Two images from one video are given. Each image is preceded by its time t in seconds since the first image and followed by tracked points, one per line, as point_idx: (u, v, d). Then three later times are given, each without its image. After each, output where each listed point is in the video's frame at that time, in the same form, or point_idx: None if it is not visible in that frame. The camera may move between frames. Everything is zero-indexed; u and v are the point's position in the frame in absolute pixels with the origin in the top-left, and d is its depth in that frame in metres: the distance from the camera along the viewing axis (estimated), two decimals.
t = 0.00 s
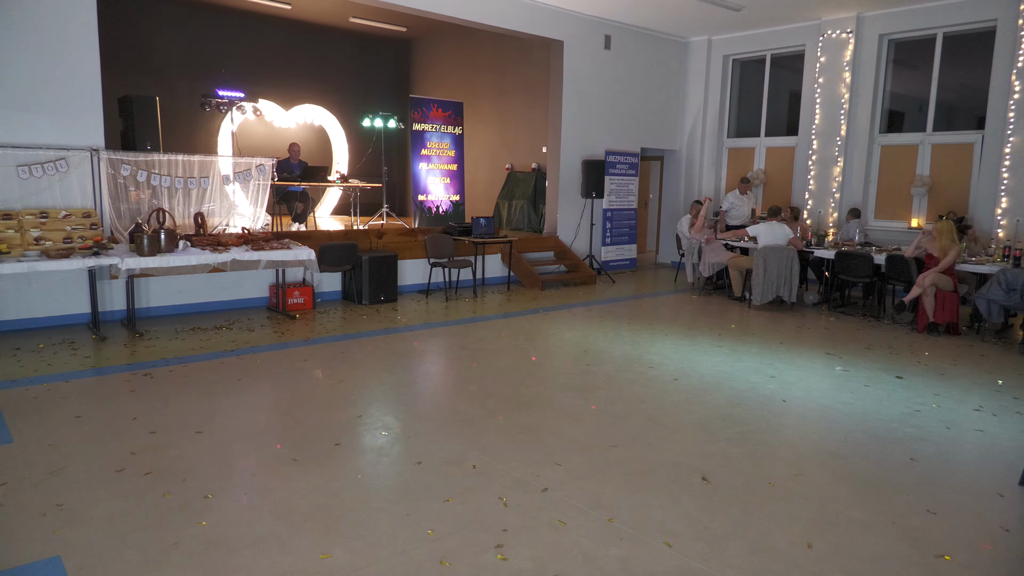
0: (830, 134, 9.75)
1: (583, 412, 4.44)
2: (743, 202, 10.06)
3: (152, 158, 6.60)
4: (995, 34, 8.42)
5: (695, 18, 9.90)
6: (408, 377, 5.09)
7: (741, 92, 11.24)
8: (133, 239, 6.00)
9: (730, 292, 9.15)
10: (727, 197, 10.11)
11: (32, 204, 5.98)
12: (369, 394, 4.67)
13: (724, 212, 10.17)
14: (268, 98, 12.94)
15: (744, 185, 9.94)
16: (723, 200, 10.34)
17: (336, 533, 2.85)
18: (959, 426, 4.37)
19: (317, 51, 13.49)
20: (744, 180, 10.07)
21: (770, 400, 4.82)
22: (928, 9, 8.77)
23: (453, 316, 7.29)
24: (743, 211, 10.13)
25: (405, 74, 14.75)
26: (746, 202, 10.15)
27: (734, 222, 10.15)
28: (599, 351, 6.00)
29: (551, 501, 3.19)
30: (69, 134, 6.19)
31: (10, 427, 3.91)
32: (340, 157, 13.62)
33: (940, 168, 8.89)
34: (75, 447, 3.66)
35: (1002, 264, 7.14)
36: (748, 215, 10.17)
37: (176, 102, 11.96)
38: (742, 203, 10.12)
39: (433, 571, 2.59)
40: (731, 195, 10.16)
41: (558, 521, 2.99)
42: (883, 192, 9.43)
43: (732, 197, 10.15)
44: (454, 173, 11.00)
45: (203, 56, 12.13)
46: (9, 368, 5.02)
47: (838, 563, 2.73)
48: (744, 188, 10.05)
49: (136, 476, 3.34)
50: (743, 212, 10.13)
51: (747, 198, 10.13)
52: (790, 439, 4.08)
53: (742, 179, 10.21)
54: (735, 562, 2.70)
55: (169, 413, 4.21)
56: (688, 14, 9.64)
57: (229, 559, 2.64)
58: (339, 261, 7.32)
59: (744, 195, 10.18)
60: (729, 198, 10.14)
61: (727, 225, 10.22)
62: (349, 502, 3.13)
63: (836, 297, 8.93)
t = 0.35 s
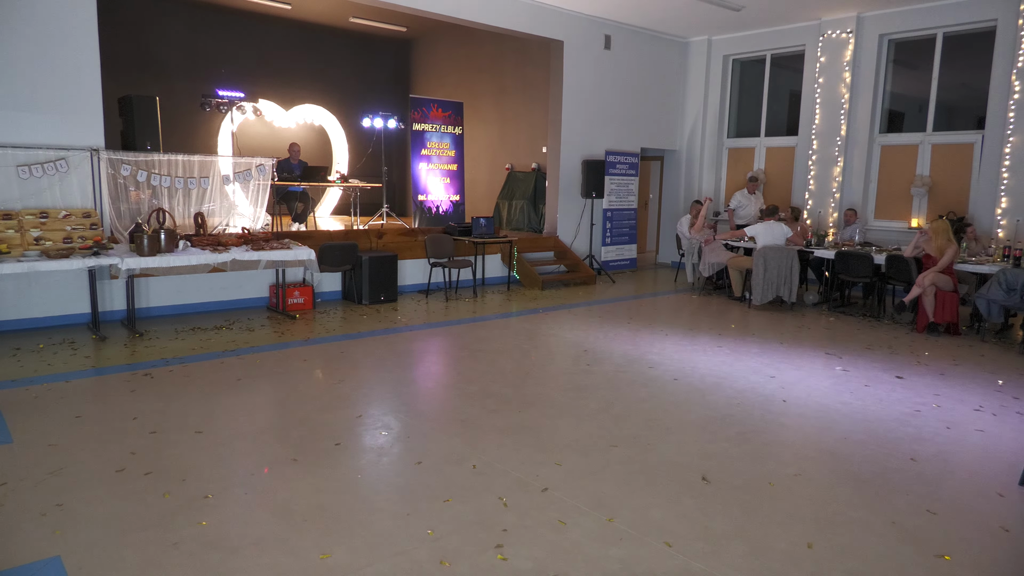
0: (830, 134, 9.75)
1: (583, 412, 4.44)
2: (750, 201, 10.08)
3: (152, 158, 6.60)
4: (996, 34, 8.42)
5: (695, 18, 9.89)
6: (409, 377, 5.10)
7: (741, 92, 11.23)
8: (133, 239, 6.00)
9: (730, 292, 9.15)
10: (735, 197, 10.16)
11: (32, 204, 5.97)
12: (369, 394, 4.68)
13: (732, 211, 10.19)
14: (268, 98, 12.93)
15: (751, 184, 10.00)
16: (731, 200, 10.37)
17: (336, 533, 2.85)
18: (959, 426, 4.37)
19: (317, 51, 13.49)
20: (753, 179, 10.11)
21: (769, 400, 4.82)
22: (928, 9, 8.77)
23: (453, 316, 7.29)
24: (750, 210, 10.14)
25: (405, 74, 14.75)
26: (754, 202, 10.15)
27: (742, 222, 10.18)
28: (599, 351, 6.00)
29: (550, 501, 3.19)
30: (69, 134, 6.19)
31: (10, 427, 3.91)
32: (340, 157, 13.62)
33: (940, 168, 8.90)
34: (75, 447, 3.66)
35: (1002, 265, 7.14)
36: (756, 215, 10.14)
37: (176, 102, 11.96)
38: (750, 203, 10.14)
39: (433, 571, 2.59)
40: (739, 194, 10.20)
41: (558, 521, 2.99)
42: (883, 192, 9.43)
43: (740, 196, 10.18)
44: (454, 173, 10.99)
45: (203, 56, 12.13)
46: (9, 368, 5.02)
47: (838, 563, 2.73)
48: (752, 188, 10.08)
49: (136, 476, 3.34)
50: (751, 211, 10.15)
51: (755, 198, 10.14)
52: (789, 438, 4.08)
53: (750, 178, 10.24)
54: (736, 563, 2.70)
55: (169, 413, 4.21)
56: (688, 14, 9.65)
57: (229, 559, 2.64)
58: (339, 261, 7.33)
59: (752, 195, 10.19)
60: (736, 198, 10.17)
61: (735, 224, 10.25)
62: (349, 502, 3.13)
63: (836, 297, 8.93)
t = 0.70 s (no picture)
0: (830, 134, 9.75)
1: (583, 412, 4.44)
2: (753, 200, 10.07)
3: (152, 158, 6.60)
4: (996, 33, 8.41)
5: (695, 18, 9.90)
6: (409, 377, 5.10)
7: (741, 92, 11.23)
8: (133, 239, 6.00)
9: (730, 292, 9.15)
10: (738, 196, 10.13)
11: (32, 204, 5.98)
12: (369, 394, 4.68)
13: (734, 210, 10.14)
14: (268, 98, 12.93)
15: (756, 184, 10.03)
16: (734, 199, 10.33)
17: (336, 533, 2.85)
18: (959, 426, 4.37)
19: (317, 51, 13.49)
20: (757, 180, 10.14)
21: (769, 400, 4.82)
22: (928, 9, 8.77)
23: (453, 316, 7.29)
24: (754, 209, 10.11)
25: (405, 74, 14.75)
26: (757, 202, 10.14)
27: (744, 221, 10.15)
28: (599, 351, 6.00)
29: (550, 501, 3.19)
30: (69, 134, 6.19)
31: (10, 427, 3.92)
32: (340, 157, 13.62)
33: (940, 168, 8.90)
34: (75, 448, 3.66)
35: (1002, 265, 7.14)
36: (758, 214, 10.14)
37: (176, 102, 11.96)
38: (754, 202, 10.10)
39: (433, 571, 2.59)
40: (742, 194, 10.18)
41: (558, 521, 3.00)
42: (883, 192, 9.43)
43: (744, 196, 10.16)
44: (454, 173, 10.99)
45: (203, 56, 12.13)
46: (9, 368, 5.02)
47: (838, 562, 2.73)
48: (755, 187, 10.09)
49: (135, 476, 3.34)
50: (754, 211, 10.10)
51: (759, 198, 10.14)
52: (789, 438, 4.08)
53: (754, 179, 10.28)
54: (735, 563, 2.70)
55: (169, 413, 4.21)
56: (688, 14, 9.65)
57: (229, 559, 2.64)
58: (339, 261, 7.33)
59: (756, 195, 10.18)
60: (740, 197, 10.13)
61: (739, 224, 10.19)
62: (349, 502, 3.13)
63: (836, 297, 8.93)
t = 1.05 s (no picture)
0: (831, 134, 9.75)
1: (583, 412, 4.44)
2: (751, 200, 10.12)
3: (152, 158, 6.60)
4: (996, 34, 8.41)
5: (695, 18, 9.89)
6: (408, 377, 5.09)
7: (741, 91, 11.23)
8: (133, 238, 6.00)
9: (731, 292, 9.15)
10: (737, 197, 10.18)
11: (32, 204, 5.98)
12: (369, 394, 4.68)
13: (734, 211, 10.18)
14: (268, 98, 12.93)
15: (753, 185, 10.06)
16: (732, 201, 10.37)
17: (336, 533, 2.85)
18: (959, 426, 4.36)
19: (317, 51, 13.49)
20: (753, 180, 10.16)
21: (769, 400, 4.82)
22: (928, 9, 8.77)
23: (453, 316, 7.28)
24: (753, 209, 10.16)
25: (405, 73, 14.75)
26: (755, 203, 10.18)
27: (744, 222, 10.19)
28: (599, 351, 6.00)
29: (550, 501, 3.19)
30: (69, 134, 6.19)
31: (10, 427, 3.92)
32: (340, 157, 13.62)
33: (940, 168, 8.90)
34: (74, 448, 3.66)
35: (1002, 264, 7.13)
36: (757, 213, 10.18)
37: (176, 102, 11.96)
38: (752, 203, 10.16)
39: (433, 571, 2.59)
40: (741, 195, 10.22)
41: (558, 521, 2.99)
42: (883, 192, 9.43)
43: (742, 197, 10.21)
44: (454, 173, 10.99)
45: (203, 56, 12.13)
46: (9, 368, 5.02)
47: (838, 562, 2.73)
48: (753, 188, 10.12)
49: (136, 476, 3.34)
50: (752, 211, 10.16)
51: (756, 197, 10.19)
52: (789, 438, 4.08)
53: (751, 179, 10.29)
54: (735, 563, 2.70)
55: (168, 413, 4.21)
56: (688, 14, 9.65)
57: (229, 559, 2.64)
58: (339, 261, 7.32)
59: (753, 195, 10.22)
60: (738, 198, 10.18)
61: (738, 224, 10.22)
62: (350, 501, 3.13)
63: (836, 297, 8.93)
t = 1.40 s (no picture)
0: (831, 134, 9.75)
1: (583, 412, 4.44)
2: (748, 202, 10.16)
3: (152, 158, 6.60)
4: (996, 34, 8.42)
5: (695, 18, 9.89)
6: (408, 377, 5.09)
7: (741, 91, 11.23)
8: (133, 238, 6.00)
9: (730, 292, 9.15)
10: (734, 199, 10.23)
11: (32, 204, 5.97)
12: (369, 394, 4.67)
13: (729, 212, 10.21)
14: (268, 98, 12.93)
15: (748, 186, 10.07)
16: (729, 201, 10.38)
17: (336, 533, 2.85)
18: (959, 426, 4.37)
19: (317, 51, 13.49)
20: (749, 180, 10.18)
21: (769, 399, 4.82)
22: (928, 9, 8.77)
23: (453, 316, 7.28)
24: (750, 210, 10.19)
25: (405, 73, 14.75)
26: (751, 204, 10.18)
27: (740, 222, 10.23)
28: (599, 351, 6.00)
29: (550, 501, 3.19)
30: (69, 134, 6.19)
31: (10, 427, 3.92)
32: (340, 157, 13.61)
33: (940, 168, 8.90)
34: (75, 447, 3.66)
35: (1002, 264, 7.13)
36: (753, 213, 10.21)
37: (176, 102, 11.96)
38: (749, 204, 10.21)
39: (433, 571, 2.59)
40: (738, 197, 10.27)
41: (558, 521, 2.99)
42: (883, 192, 9.43)
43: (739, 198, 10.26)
44: (454, 173, 10.99)
45: (203, 56, 12.13)
46: (9, 368, 5.02)
47: (838, 562, 2.73)
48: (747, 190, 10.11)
49: (136, 476, 3.34)
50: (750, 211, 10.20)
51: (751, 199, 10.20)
52: (789, 438, 4.08)
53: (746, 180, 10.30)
54: (735, 563, 2.70)
55: (168, 413, 4.21)
56: (688, 14, 9.65)
57: (229, 559, 2.64)
58: (339, 261, 7.32)
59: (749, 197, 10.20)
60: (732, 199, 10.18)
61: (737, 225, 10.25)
62: (350, 501, 3.13)
63: (836, 297, 8.93)
